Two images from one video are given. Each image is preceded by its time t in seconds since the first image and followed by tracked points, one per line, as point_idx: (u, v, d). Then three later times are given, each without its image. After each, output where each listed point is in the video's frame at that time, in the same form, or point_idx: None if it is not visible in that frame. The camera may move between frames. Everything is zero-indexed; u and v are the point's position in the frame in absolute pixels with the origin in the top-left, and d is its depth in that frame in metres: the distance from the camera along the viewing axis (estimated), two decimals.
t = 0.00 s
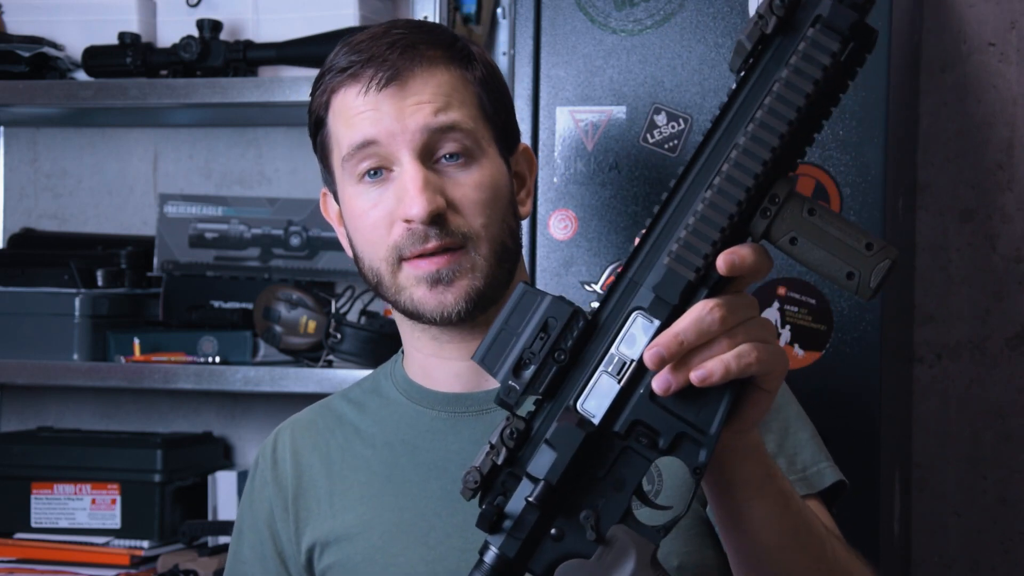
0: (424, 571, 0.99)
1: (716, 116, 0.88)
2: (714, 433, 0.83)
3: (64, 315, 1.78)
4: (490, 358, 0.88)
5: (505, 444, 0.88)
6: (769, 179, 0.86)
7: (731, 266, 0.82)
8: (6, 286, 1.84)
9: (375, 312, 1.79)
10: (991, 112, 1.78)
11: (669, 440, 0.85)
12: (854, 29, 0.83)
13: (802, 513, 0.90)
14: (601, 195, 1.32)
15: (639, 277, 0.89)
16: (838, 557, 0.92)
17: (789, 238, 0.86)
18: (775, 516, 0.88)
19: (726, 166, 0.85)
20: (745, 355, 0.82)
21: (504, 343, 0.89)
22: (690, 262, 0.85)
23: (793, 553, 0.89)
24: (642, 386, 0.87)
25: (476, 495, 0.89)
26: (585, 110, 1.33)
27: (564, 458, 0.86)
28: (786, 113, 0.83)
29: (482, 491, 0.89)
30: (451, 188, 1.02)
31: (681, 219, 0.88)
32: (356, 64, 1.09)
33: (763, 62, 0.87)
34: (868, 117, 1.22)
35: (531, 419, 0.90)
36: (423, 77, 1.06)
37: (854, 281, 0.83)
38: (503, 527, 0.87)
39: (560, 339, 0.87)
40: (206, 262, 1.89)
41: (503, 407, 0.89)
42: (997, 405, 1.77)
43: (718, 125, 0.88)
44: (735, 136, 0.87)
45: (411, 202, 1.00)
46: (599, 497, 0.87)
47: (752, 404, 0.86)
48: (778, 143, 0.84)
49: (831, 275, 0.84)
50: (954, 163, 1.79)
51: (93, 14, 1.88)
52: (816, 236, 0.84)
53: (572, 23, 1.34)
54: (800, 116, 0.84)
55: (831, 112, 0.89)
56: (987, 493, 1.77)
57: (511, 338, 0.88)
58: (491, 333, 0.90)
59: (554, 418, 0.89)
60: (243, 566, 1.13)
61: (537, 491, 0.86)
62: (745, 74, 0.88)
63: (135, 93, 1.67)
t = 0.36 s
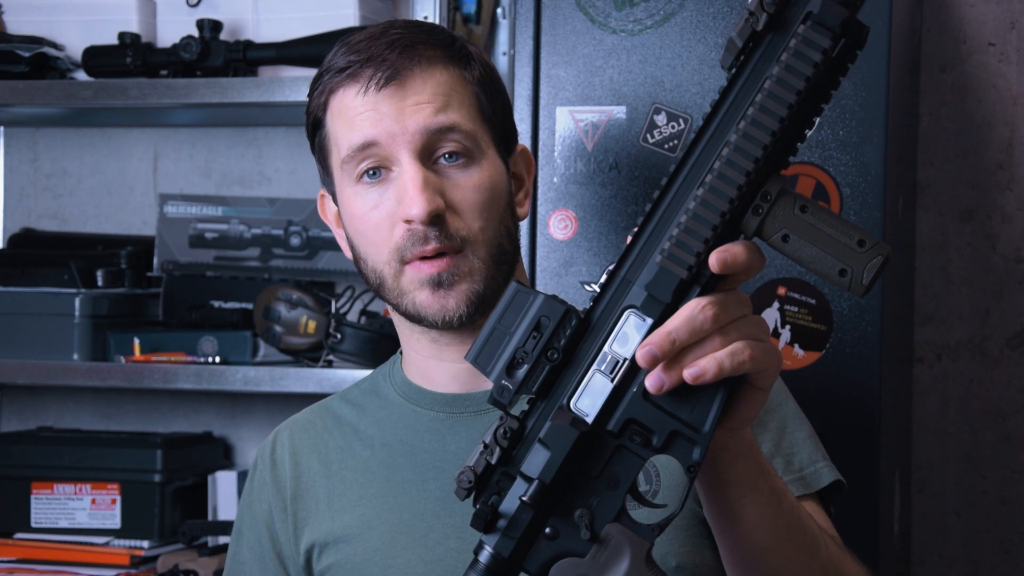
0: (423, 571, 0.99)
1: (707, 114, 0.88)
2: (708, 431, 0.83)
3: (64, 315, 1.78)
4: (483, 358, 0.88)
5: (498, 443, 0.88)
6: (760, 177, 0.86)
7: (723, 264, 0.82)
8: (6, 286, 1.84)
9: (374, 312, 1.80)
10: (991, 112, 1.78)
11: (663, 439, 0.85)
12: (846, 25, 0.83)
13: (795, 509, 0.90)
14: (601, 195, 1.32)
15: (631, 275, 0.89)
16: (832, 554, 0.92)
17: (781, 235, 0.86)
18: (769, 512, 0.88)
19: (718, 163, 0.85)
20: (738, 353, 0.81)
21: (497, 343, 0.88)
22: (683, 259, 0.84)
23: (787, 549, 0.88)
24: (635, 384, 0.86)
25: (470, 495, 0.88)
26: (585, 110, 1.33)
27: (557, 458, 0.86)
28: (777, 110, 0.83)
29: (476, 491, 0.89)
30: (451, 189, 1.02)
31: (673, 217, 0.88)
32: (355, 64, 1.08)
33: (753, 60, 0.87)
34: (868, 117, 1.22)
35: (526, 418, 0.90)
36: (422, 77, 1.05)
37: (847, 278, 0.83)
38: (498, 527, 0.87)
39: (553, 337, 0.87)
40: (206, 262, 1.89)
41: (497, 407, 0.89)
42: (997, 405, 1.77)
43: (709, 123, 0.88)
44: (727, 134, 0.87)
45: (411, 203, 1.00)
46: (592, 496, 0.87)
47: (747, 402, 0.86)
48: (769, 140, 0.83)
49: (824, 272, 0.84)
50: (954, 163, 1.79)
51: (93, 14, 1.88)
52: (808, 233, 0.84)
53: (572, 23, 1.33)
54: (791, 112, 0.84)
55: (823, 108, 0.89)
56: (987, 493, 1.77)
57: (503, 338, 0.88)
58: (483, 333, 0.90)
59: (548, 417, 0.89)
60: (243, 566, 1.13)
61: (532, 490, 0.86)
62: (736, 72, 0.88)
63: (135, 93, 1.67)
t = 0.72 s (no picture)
0: (423, 571, 0.99)
1: (700, 112, 0.88)
2: (705, 428, 0.83)
3: (64, 315, 1.78)
4: (479, 358, 0.88)
5: (496, 443, 0.88)
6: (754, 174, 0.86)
7: (718, 261, 0.82)
8: (6, 286, 1.84)
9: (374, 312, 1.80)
10: (991, 112, 1.78)
11: (660, 436, 0.84)
12: (838, 22, 0.83)
13: (792, 508, 0.90)
14: (601, 195, 1.32)
15: (627, 272, 0.89)
16: (830, 554, 0.92)
17: (776, 232, 0.86)
18: (767, 510, 0.88)
19: (713, 160, 0.85)
20: (735, 350, 0.82)
21: (493, 343, 0.88)
22: (678, 257, 0.84)
23: (786, 548, 0.88)
24: (632, 382, 0.86)
25: (467, 495, 0.88)
26: (585, 110, 1.33)
27: (554, 456, 0.86)
28: (771, 107, 0.83)
29: (474, 491, 0.89)
30: (456, 182, 1.02)
31: (668, 215, 0.88)
32: (362, 57, 1.09)
33: (746, 57, 0.87)
34: (869, 117, 1.22)
35: (523, 417, 0.90)
36: (428, 71, 1.06)
37: (842, 274, 0.83)
38: (496, 526, 0.87)
39: (550, 336, 0.87)
40: (206, 262, 1.89)
41: (493, 406, 0.89)
42: (997, 405, 1.77)
43: (704, 120, 0.88)
44: (721, 132, 0.87)
45: (416, 195, 1.00)
46: (590, 494, 0.87)
47: (744, 399, 0.86)
48: (763, 137, 0.83)
49: (819, 269, 0.84)
50: (954, 163, 1.79)
51: (93, 14, 1.88)
52: (804, 230, 0.84)
53: (572, 23, 1.33)
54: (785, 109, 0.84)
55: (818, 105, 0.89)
56: (988, 493, 1.77)
57: (500, 337, 0.88)
58: (480, 332, 0.90)
59: (545, 416, 0.89)
60: (244, 567, 1.13)
61: (529, 489, 0.85)
62: (729, 70, 0.88)
63: (135, 93, 1.67)
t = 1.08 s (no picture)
0: (424, 571, 0.99)
1: (706, 112, 0.88)
2: (707, 427, 0.83)
3: (64, 315, 1.78)
4: (484, 354, 0.88)
5: (498, 439, 0.88)
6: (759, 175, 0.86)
7: (722, 262, 0.82)
8: (6, 286, 1.84)
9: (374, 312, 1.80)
10: (991, 112, 1.78)
11: (663, 435, 0.84)
12: (843, 24, 0.83)
13: (794, 506, 0.90)
14: (601, 195, 1.32)
15: (631, 271, 0.88)
16: (831, 551, 0.92)
17: (780, 233, 0.86)
18: (767, 510, 0.88)
19: (718, 161, 0.85)
20: (737, 351, 0.82)
21: (496, 341, 0.88)
22: (683, 257, 0.84)
23: (786, 547, 0.89)
24: (635, 381, 0.86)
25: (469, 491, 0.89)
26: (585, 110, 1.33)
27: (557, 454, 0.86)
28: (777, 108, 0.83)
29: (476, 487, 0.89)
30: (465, 175, 1.02)
31: (672, 216, 0.87)
32: (379, 48, 1.09)
33: (753, 58, 0.87)
34: (869, 116, 1.22)
35: (525, 414, 0.90)
36: (444, 64, 1.06)
37: (846, 275, 0.83)
38: (498, 523, 0.87)
39: (553, 334, 0.87)
40: (206, 262, 1.89)
41: (497, 403, 0.89)
42: (997, 405, 1.77)
43: (710, 120, 0.88)
44: (726, 133, 0.87)
45: (425, 186, 1.00)
46: (592, 493, 0.87)
47: (746, 398, 0.86)
48: (768, 138, 0.84)
49: (823, 269, 0.84)
50: (954, 163, 1.79)
51: (93, 14, 1.88)
52: (807, 231, 0.85)
53: (572, 23, 1.33)
54: (790, 111, 0.84)
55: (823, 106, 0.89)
56: (987, 493, 1.77)
57: (504, 333, 0.88)
58: (483, 330, 0.89)
59: (547, 413, 0.89)
60: (241, 561, 1.12)
61: (532, 485, 0.86)
62: (734, 71, 0.87)
63: (135, 93, 1.67)
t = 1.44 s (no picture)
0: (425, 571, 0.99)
1: (711, 116, 0.88)
2: (710, 428, 0.83)
3: (64, 315, 1.78)
4: (488, 354, 0.88)
5: (501, 439, 0.88)
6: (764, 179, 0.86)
7: (726, 265, 0.83)
8: (7, 286, 1.85)
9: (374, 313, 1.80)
10: (991, 112, 1.78)
11: (665, 436, 0.85)
12: (849, 32, 0.84)
13: (792, 506, 0.90)
14: (601, 195, 1.32)
15: (634, 274, 0.88)
16: (830, 552, 0.92)
17: (783, 238, 0.86)
18: (767, 510, 0.88)
19: (723, 165, 0.85)
20: (741, 353, 0.82)
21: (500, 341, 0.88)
22: (687, 259, 0.84)
23: (786, 547, 0.88)
24: (638, 382, 0.86)
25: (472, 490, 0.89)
26: (585, 110, 1.33)
27: (561, 453, 0.86)
28: (782, 114, 0.83)
29: (479, 486, 0.89)
30: (428, 199, 1.02)
31: (676, 219, 0.87)
32: (336, 77, 1.08)
33: (758, 64, 0.87)
34: (868, 116, 1.22)
35: (528, 414, 0.89)
36: (397, 87, 1.04)
37: (848, 280, 0.84)
38: (500, 522, 0.87)
39: (557, 335, 0.87)
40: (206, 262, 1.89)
41: (500, 403, 0.89)
42: (998, 406, 1.77)
43: (715, 124, 0.88)
44: (730, 137, 0.87)
45: (386, 216, 1.00)
46: (593, 492, 0.87)
47: (747, 400, 0.86)
48: (774, 143, 0.84)
49: (825, 274, 0.85)
50: (954, 162, 1.79)
51: (93, 14, 1.88)
52: (810, 236, 0.85)
53: (572, 22, 1.33)
54: (795, 116, 0.84)
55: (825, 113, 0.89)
56: (988, 493, 1.77)
57: (508, 334, 0.87)
58: (486, 330, 0.89)
59: (551, 414, 0.89)
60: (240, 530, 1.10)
61: (535, 485, 0.85)
62: (740, 76, 0.88)
63: (134, 93, 1.67)
